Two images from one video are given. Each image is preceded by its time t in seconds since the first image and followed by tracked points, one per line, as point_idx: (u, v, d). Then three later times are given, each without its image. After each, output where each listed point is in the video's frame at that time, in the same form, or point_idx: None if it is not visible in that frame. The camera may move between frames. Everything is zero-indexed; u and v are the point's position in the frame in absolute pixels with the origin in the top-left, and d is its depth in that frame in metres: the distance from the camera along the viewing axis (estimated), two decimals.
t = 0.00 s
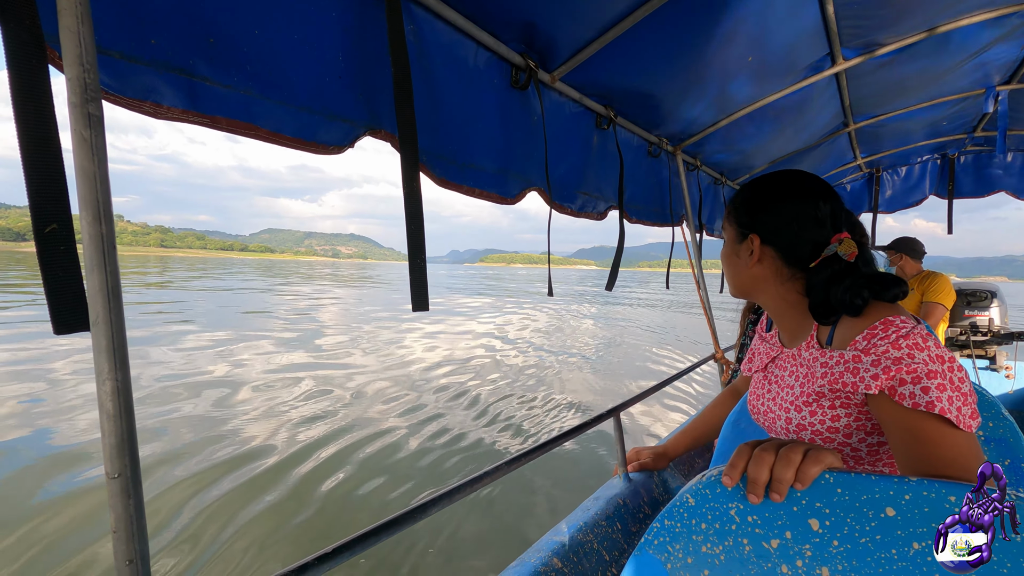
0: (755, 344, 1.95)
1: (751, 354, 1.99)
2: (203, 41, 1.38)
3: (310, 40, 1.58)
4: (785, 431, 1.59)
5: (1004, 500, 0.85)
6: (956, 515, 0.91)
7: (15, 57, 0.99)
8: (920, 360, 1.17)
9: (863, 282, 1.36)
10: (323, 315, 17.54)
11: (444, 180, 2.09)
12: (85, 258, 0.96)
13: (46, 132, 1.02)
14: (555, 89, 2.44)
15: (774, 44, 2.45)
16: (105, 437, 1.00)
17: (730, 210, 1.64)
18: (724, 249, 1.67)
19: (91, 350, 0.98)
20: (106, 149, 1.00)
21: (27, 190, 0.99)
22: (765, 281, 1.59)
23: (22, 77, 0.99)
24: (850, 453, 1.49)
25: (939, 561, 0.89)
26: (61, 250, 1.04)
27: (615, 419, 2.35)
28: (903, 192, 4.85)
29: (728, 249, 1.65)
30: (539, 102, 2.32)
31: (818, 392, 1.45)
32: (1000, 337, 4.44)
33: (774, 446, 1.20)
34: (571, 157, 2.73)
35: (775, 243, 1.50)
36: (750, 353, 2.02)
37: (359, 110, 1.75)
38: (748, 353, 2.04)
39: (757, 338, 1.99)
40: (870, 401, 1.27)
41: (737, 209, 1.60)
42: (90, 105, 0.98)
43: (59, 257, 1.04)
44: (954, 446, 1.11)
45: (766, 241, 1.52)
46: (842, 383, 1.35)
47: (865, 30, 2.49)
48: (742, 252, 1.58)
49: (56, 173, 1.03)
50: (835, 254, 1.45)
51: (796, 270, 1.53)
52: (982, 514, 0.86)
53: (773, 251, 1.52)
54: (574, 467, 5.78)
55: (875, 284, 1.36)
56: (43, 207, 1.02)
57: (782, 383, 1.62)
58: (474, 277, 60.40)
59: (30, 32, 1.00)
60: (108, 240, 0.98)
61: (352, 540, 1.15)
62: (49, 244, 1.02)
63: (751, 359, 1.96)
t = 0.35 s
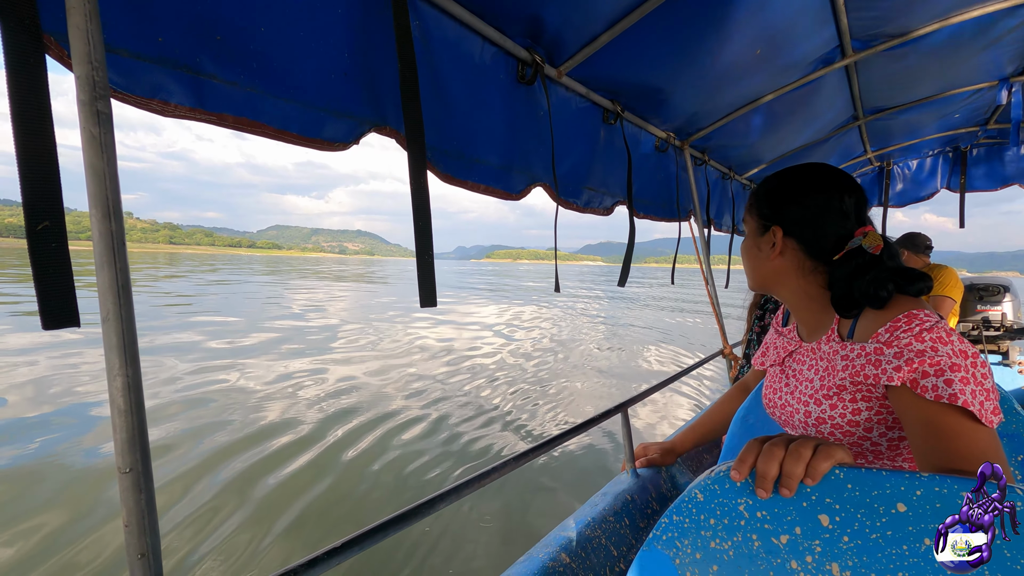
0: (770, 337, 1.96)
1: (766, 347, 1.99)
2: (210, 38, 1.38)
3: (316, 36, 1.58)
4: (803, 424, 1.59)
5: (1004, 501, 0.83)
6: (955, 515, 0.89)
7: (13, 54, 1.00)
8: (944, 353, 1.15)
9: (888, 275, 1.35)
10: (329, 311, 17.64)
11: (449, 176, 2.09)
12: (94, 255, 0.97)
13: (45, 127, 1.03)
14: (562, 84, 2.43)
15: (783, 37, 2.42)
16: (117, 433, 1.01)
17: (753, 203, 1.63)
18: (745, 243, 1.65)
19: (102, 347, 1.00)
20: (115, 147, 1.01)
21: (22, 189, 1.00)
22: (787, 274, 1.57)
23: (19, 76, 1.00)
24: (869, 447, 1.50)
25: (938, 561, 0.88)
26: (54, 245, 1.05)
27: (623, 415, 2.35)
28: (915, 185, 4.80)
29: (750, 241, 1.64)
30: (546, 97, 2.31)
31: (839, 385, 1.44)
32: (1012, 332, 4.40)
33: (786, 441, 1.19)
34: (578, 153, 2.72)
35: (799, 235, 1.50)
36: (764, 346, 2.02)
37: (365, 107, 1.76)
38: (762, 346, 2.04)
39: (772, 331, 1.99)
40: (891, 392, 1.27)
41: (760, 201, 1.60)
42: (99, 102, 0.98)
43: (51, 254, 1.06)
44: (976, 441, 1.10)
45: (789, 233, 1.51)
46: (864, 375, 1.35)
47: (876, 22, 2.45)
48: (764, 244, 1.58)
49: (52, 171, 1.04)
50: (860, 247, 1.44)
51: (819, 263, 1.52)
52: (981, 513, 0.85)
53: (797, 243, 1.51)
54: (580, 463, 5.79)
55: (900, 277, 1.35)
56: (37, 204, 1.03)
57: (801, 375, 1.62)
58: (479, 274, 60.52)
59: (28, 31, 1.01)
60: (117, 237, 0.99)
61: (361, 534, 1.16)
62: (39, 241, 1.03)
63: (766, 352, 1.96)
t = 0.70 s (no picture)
0: (780, 328, 1.93)
1: (775, 338, 1.97)
2: (213, 31, 1.38)
3: (319, 28, 1.58)
4: (812, 415, 1.58)
5: (1004, 502, 0.82)
6: (955, 515, 0.89)
7: (20, 47, 1.01)
8: (955, 344, 1.13)
9: (902, 263, 1.32)
10: (337, 307, 17.72)
11: (455, 168, 2.09)
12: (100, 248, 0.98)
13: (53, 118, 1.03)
14: (567, 75, 2.41)
15: (792, 24, 2.37)
16: (125, 424, 1.02)
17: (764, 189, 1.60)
18: (755, 230, 1.63)
19: (110, 338, 1.00)
20: (118, 139, 1.01)
21: (32, 182, 1.01)
22: (798, 262, 1.56)
23: (26, 69, 1.01)
24: (880, 438, 1.48)
25: (939, 561, 0.88)
26: (65, 240, 1.06)
27: (630, 406, 2.34)
28: (926, 173, 4.73)
29: (759, 228, 1.62)
30: (550, 88, 2.29)
31: (849, 377, 1.43)
32: None
33: (794, 430, 1.17)
34: (583, 144, 2.71)
35: (809, 223, 1.48)
36: (774, 336, 2.00)
37: (370, 98, 1.75)
38: (772, 337, 2.02)
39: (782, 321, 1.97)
40: (901, 384, 1.26)
41: (771, 187, 1.56)
42: (102, 95, 0.99)
43: (63, 248, 1.06)
44: (986, 436, 1.08)
45: (800, 220, 1.49)
46: (874, 367, 1.33)
47: (888, 7, 2.40)
48: (774, 232, 1.56)
49: (60, 163, 1.05)
50: (872, 233, 1.42)
51: (829, 251, 1.50)
52: (981, 514, 0.84)
53: (805, 231, 1.50)
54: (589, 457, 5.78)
55: (912, 266, 1.32)
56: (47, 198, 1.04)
57: (811, 367, 1.60)
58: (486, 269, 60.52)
59: (34, 23, 1.02)
60: (122, 229, 1.00)
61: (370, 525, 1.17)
62: (52, 235, 1.04)
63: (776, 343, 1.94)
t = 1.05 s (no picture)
0: (787, 318, 1.92)
1: (783, 329, 1.96)
2: (218, 22, 1.39)
3: (323, 19, 1.58)
4: (820, 405, 1.57)
5: (1004, 501, 0.83)
6: (956, 515, 0.89)
7: (26, 38, 1.01)
8: (967, 333, 1.12)
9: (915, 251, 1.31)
10: (343, 303, 17.81)
11: (460, 161, 2.10)
12: (106, 238, 0.98)
13: (59, 108, 1.04)
14: (571, 67, 2.40)
15: (798, 14, 2.35)
16: (132, 412, 1.03)
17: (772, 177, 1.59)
18: (763, 220, 1.63)
19: (117, 327, 1.01)
20: (123, 129, 1.01)
21: (41, 172, 1.02)
22: (807, 251, 1.55)
23: (32, 59, 1.01)
24: (889, 428, 1.47)
25: (940, 562, 0.89)
26: (74, 232, 1.07)
27: (636, 399, 2.34)
28: (934, 165, 4.69)
29: (767, 217, 1.61)
30: (554, 80, 2.28)
31: (858, 366, 1.42)
32: None
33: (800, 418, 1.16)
34: (587, 137, 2.70)
35: (819, 212, 1.47)
36: (781, 327, 2.00)
37: (374, 90, 1.76)
38: (779, 328, 2.01)
39: (789, 311, 1.96)
40: (912, 373, 1.25)
41: (780, 176, 1.55)
42: (106, 85, 0.99)
43: (72, 239, 1.07)
44: (997, 425, 1.08)
45: (809, 209, 1.48)
46: (884, 356, 1.33)
47: None
48: (783, 221, 1.55)
49: (66, 152, 1.05)
50: (882, 221, 1.40)
51: (840, 239, 1.49)
52: (981, 514, 0.85)
53: (813, 220, 1.49)
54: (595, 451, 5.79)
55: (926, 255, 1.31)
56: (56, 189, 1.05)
57: (819, 356, 1.60)
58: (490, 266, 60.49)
59: (39, 13, 1.02)
60: (128, 219, 1.00)
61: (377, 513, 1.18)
62: (61, 226, 1.04)
63: (783, 334, 1.94)
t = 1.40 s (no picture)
0: (789, 313, 1.92)
1: (785, 323, 1.96)
2: (218, 15, 1.39)
3: (324, 12, 1.58)
4: (823, 398, 1.57)
5: (1004, 501, 0.83)
6: (955, 516, 0.88)
7: (28, 28, 1.02)
8: (973, 327, 1.12)
9: (921, 244, 1.31)
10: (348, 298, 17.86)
11: (461, 155, 2.10)
12: (107, 227, 0.99)
13: (60, 97, 1.04)
14: (573, 61, 2.40)
15: (803, 8, 2.34)
16: (133, 401, 1.04)
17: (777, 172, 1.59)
18: (769, 214, 1.62)
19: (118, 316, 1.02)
20: (124, 120, 1.02)
21: (44, 163, 1.02)
22: (812, 245, 1.55)
23: (34, 50, 1.02)
24: (892, 422, 1.47)
25: (938, 562, 0.88)
26: (77, 222, 1.08)
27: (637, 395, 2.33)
28: (939, 162, 4.67)
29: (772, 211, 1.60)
30: (556, 74, 2.28)
31: (862, 359, 1.42)
32: None
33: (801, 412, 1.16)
34: (590, 132, 2.70)
35: (825, 205, 1.47)
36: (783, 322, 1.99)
37: (375, 84, 1.76)
38: (781, 323, 2.01)
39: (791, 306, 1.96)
40: (916, 367, 1.24)
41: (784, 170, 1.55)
42: (106, 75, 0.99)
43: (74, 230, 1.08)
44: (1000, 420, 1.08)
45: (815, 203, 1.48)
46: (889, 349, 1.32)
47: None
48: (788, 215, 1.55)
49: (69, 143, 1.06)
50: (890, 215, 1.39)
51: (845, 233, 1.48)
52: (981, 514, 0.84)
53: (819, 214, 1.49)
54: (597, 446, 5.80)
55: (932, 247, 1.31)
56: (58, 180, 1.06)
57: (823, 350, 1.59)
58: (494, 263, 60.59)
59: (41, 5, 1.02)
60: (128, 209, 1.01)
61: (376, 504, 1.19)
62: (62, 216, 1.05)
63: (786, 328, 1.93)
